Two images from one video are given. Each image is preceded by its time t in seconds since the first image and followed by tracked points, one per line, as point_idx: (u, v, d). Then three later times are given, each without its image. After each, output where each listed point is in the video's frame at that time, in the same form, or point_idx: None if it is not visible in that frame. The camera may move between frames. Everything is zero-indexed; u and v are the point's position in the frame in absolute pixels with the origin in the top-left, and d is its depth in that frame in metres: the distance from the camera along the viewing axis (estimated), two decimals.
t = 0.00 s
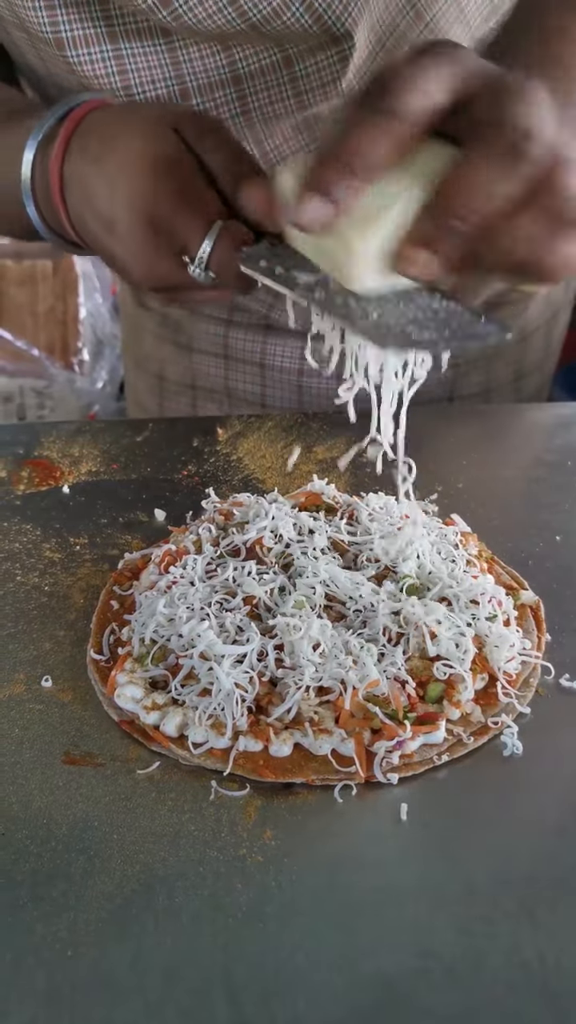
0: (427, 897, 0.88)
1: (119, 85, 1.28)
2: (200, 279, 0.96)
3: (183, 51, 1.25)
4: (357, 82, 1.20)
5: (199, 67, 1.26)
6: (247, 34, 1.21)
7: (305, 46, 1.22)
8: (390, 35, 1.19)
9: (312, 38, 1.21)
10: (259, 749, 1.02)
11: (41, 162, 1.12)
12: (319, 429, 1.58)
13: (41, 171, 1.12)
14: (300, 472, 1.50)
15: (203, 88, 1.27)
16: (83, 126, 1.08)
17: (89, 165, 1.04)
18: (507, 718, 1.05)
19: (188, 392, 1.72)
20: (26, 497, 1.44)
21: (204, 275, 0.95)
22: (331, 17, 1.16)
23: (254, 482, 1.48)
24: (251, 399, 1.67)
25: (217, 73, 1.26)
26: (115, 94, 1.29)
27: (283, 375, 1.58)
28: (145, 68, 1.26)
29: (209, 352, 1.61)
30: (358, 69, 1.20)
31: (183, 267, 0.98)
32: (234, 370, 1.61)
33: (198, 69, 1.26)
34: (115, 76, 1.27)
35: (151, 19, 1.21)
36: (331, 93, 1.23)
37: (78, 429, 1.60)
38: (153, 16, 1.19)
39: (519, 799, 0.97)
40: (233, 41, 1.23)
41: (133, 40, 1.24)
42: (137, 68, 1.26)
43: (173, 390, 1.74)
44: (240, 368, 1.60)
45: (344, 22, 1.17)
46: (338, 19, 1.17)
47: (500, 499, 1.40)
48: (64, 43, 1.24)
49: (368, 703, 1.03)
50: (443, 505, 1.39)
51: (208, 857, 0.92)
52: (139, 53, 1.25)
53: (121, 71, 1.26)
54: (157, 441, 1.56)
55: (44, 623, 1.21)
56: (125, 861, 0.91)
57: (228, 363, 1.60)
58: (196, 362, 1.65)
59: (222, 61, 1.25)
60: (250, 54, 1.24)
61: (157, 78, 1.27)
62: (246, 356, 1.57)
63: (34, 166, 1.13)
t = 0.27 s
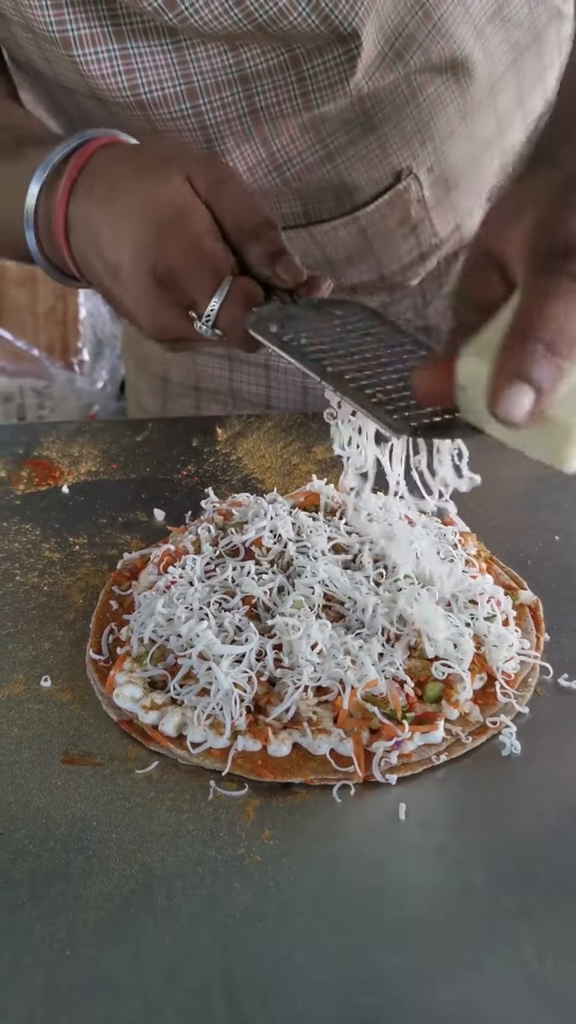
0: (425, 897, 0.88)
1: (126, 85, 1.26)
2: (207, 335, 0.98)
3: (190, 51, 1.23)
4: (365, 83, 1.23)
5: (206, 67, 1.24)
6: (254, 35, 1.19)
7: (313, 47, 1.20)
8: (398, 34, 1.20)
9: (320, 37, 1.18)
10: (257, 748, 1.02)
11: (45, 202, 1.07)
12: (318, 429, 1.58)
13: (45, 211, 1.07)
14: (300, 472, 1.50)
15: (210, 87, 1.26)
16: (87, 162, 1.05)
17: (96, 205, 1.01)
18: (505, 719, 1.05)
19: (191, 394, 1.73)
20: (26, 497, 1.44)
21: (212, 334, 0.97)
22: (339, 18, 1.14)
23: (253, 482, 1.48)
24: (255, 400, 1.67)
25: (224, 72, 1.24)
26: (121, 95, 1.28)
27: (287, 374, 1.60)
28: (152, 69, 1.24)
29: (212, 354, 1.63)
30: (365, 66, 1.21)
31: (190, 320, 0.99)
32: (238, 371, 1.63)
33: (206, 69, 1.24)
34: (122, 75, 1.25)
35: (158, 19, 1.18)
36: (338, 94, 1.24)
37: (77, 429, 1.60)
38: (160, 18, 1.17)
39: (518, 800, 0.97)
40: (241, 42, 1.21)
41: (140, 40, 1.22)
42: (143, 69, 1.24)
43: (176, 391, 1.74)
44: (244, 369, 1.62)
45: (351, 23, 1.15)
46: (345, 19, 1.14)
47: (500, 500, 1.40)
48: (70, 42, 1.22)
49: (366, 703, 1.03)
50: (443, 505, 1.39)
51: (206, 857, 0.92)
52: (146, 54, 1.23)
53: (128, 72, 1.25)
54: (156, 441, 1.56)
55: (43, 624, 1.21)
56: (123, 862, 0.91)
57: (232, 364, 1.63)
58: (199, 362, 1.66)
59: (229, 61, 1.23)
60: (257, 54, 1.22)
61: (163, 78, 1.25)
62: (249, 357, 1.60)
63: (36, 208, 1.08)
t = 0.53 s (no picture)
0: (423, 896, 0.88)
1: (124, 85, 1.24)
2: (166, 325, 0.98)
3: (189, 52, 1.20)
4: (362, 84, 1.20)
5: (205, 68, 1.22)
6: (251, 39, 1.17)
7: (311, 50, 1.18)
8: (397, 39, 1.18)
9: (317, 43, 1.16)
10: (256, 747, 1.02)
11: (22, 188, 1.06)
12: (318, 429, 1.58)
13: (20, 198, 1.06)
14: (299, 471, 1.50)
15: (208, 89, 1.24)
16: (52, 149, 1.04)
17: (69, 199, 1.01)
18: (504, 718, 1.04)
19: (194, 392, 1.73)
20: (26, 496, 1.44)
21: (172, 324, 0.97)
22: (335, 22, 1.12)
23: (252, 482, 1.48)
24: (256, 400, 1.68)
25: (222, 75, 1.22)
26: (119, 95, 1.26)
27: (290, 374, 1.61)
28: (150, 70, 1.22)
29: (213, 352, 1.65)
30: (363, 70, 1.19)
31: (152, 312, 1.00)
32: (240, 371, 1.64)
33: (204, 70, 1.22)
34: (120, 76, 1.23)
35: (155, 23, 1.16)
36: (336, 97, 1.22)
37: (77, 429, 1.60)
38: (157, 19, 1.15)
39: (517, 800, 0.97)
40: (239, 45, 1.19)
41: (139, 41, 1.20)
42: (141, 71, 1.22)
43: (180, 389, 1.75)
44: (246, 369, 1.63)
45: (348, 28, 1.12)
46: (341, 26, 1.12)
47: (501, 500, 1.40)
48: (68, 42, 1.20)
49: (364, 702, 1.03)
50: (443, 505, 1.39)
51: (205, 855, 0.92)
52: (144, 56, 1.21)
53: (126, 73, 1.23)
54: (156, 441, 1.56)
55: (42, 623, 1.21)
56: (121, 860, 0.91)
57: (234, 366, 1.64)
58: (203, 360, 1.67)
59: (228, 63, 1.21)
60: (256, 56, 1.20)
61: (161, 79, 1.23)
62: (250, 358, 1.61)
63: (12, 191, 1.07)
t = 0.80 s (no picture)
0: (423, 889, 0.88)
1: (123, 71, 1.27)
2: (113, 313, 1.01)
3: (188, 41, 1.22)
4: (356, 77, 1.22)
5: (203, 57, 1.23)
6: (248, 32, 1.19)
7: (307, 43, 1.20)
8: (393, 36, 1.21)
9: (311, 38, 1.19)
10: (257, 743, 1.02)
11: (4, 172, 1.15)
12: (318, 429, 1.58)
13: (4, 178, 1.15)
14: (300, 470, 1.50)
15: (205, 76, 1.25)
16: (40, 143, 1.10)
17: (42, 187, 1.07)
18: (504, 715, 1.05)
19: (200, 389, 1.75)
20: (27, 495, 1.45)
21: (117, 312, 0.99)
22: (327, 18, 1.14)
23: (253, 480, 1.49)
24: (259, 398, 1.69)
25: (220, 64, 1.24)
26: (119, 80, 1.28)
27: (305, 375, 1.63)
28: (148, 55, 1.24)
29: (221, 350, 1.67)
30: (359, 66, 1.21)
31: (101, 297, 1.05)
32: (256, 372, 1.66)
33: (202, 58, 1.23)
34: (119, 61, 1.26)
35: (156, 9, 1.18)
36: (331, 90, 1.24)
37: (78, 428, 1.60)
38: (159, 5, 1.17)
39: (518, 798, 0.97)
40: (238, 36, 1.20)
41: (140, 30, 1.22)
42: (140, 57, 1.25)
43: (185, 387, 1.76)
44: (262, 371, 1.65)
45: (342, 25, 1.15)
46: (335, 19, 1.14)
47: (501, 499, 1.41)
48: (72, 29, 1.23)
49: (364, 698, 1.04)
50: (444, 505, 1.40)
51: (206, 851, 0.92)
52: (144, 42, 1.23)
53: (126, 59, 1.25)
54: (157, 440, 1.57)
55: (44, 620, 1.21)
56: (123, 855, 0.92)
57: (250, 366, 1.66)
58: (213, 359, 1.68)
59: (226, 54, 1.22)
60: (253, 48, 1.22)
61: (160, 65, 1.25)
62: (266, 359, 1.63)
63: None
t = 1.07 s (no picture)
0: (427, 885, 0.89)
1: (127, 63, 1.28)
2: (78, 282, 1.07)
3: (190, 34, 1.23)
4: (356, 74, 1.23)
5: (205, 49, 1.25)
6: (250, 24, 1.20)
7: (307, 36, 1.20)
8: (392, 30, 1.20)
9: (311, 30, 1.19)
10: (261, 738, 1.03)
11: None
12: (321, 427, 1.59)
13: None
14: (303, 468, 1.51)
15: (206, 68, 1.27)
16: (23, 122, 1.19)
17: (20, 159, 1.17)
18: (506, 710, 1.06)
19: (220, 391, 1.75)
20: (31, 493, 1.46)
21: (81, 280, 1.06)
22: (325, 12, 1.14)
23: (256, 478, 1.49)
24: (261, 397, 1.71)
25: (222, 55, 1.25)
26: (123, 72, 1.30)
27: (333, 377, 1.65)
28: (152, 48, 1.25)
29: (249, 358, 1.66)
30: (359, 59, 1.21)
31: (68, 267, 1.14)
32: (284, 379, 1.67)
33: (203, 50, 1.25)
34: (123, 52, 1.27)
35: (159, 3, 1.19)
36: (329, 82, 1.24)
37: (82, 427, 1.61)
38: None
39: (522, 794, 0.97)
40: (239, 28, 1.21)
41: (144, 24, 1.23)
42: (143, 49, 1.26)
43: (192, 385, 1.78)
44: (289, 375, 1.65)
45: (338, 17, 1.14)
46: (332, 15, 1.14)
47: (504, 498, 1.41)
48: (76, 21, 1.24)
49: (368, 693, 1.04)
50: (447, 503, 1.40)
51: (211, 845, 0.93)
52: (148, 35, 1.24)
53: (128, 50, 1.26)
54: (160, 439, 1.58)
55: (49, 617, 1.22)
56: (129, 850, 0.93)
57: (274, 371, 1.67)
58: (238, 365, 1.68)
59: (228, 46, 1.23)
60: (254, 41, 1.23)
61: (162, 56, 1.26)
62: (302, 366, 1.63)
63: None
